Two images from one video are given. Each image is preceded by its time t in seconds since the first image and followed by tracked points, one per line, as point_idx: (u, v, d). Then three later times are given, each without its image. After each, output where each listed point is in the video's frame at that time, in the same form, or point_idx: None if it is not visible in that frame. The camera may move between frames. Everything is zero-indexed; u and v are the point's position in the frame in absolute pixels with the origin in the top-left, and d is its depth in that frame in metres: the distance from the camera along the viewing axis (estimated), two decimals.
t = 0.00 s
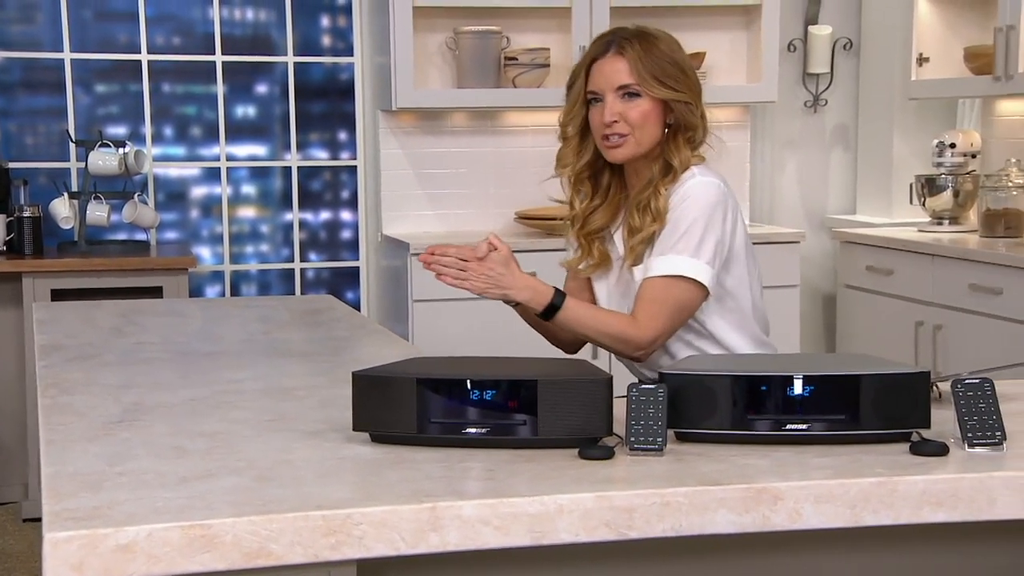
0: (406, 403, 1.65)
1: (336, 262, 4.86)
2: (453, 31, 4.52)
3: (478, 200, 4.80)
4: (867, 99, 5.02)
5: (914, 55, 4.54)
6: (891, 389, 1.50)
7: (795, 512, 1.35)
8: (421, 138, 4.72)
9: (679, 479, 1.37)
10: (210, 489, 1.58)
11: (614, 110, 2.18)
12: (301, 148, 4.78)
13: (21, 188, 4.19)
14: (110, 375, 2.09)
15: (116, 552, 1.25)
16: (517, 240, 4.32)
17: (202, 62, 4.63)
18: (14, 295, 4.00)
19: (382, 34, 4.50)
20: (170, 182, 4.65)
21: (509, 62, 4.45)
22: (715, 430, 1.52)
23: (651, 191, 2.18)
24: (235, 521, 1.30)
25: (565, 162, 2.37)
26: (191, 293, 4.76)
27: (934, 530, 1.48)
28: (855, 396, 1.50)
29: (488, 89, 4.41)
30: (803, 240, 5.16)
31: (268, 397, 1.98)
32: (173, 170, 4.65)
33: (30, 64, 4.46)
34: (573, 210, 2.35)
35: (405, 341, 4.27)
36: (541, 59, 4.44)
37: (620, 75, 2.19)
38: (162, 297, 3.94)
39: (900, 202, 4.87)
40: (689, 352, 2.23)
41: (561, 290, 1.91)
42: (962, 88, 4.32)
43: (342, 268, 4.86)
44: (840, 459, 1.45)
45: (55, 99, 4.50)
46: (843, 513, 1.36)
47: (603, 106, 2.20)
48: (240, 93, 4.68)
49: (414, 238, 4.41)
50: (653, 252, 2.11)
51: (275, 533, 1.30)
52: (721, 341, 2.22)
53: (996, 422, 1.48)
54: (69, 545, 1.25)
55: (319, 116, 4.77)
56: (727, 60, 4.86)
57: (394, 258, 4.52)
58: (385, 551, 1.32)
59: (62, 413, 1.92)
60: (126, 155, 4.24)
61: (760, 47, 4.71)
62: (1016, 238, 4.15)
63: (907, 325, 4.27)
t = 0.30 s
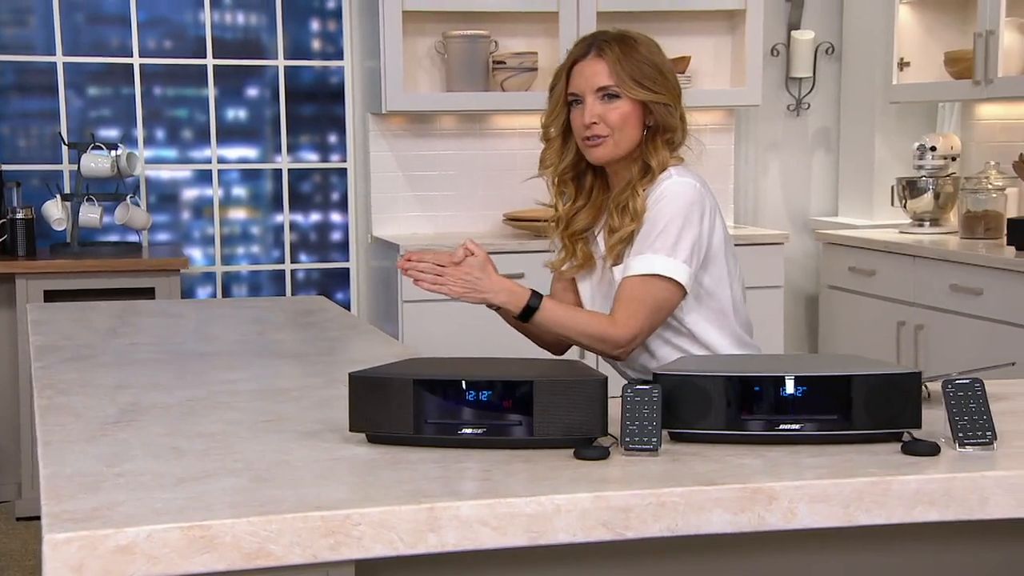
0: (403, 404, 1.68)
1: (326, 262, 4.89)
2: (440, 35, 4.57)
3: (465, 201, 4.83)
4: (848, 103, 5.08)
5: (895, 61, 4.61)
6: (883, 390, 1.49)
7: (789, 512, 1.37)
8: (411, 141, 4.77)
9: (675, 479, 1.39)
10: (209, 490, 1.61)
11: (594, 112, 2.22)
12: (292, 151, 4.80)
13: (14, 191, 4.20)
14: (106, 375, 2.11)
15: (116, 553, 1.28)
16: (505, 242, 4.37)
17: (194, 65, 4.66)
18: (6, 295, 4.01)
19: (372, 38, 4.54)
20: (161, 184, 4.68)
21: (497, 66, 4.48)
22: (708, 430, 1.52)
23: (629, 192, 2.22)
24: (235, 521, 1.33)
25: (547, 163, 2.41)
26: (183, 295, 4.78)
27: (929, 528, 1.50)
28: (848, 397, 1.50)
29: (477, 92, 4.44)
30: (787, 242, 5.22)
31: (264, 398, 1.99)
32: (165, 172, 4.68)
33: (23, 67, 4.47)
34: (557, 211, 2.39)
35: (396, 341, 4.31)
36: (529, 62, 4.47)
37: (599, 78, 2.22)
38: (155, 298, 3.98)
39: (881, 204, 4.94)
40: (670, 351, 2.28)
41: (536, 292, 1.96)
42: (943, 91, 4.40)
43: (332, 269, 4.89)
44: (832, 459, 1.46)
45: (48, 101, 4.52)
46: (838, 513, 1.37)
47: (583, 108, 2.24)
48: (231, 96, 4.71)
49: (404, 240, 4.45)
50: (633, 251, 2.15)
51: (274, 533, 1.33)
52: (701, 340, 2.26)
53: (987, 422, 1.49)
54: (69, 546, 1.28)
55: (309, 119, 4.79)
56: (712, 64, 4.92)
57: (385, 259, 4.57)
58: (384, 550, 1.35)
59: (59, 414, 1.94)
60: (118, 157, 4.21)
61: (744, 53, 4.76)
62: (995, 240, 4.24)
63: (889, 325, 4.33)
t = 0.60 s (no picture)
0: (402, 404, 1.71)
1: (318, 263, 4.95)
2: (431, 38, 4.64)
3: (454, 204, 4.88)
4: (833, 106, 5.15)
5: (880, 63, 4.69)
6: (879, 391, 1.50)
7: (788, 512, 1.37)
8: (403, 143, 4.82)
9: (674, 480, 1.41)
10: (209, 491, 1.63)
11: (575, 116, 2.27)
12: (283, 153, 4.86)
13: (8, 194, 4.21)
14: (103, 376, 2.12)
15: (118, 554, 1.29)
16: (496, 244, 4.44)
17: (185, 68, 4.71)
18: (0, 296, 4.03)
19: (364, 41, 4.60)
20: (154, 186, 4.73)
21: (488, 69, 4.55)
22: (705, 431, 1.52)
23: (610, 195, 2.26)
24: (235, 522, 1.34)
25: (532, 167, 2.46)
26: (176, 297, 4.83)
27: (927, 529, 1.51)
28: (844, 397, 1.50)
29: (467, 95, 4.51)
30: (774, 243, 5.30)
31: (261, 398, 2.00)
32: (158, 174, 4.72)
33: (15, 70, 4.50)
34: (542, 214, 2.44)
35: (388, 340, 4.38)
36: (519, 66, 4.54)
37: (580, 82, 2.27)
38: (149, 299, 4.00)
39: (865, 207, 5.00)
40: (655, 351, 2.30)
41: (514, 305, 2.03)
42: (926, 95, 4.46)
43: (324, 270, 4.95)
44: (829, 459, 1.46)
45: (40, 103, 4.54)
46: (835, 512, 1.38)
47: (565, 112, 2.28)
48: (223, 99, 4.77)
49: (396, 240, 4.51)
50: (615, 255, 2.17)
51: (275, 534, 1.34)
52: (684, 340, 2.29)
53: (982, 421, 1.50)
54: (70, 547, 1.29)
55: (301, 121, 4.85)
56: (699, 68, 5.00)
57: (376, 259, 4.62)
58: (384, 551, 1.37)
59: (58, 415, 1.94)
60: (112, 159, 4.28)
61: (731, 57, 4.83)
62: (978, 240, 4.29)
63: (874, 325, 4.39)
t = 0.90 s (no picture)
0: (401, 404, 1.73)
1: (309, 264, 5.21)
2: (423, 41, 4.86)
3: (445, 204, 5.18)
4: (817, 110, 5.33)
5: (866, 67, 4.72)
6: (876, 391, 1.50)
7: (787, 512, 1.37)
8: (393, 144, 5.09)
9: (673, 480, 1.41)
10: (208, 492, 1.64)
11: (547, 129, 2.30)
12: (275, 154, 5.13)
13: (3, 194, 4.35)
14: (101, 376, 2.12)
15: (119, 555, 1.29)
16: (486, 244, 4.65)
17: (177, 71, 4.96)
18: None
19: (357, 45, 4.82)
20: (146, 187, 4.98)
21: (478, 72, 4.78)
22: (702, 431, 1.52)
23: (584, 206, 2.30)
24: (237, 524, 1.34)
25: (510, 178, 2.50)
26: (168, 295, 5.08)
27: (926, 529, 1.51)
28: (841, 397, 1.50)
29: (457, 97, 4.74)
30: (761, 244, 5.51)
31: (258, 399, 2.01)
32: (150, 176, 4.98)
33: (10, 73, 4.76)
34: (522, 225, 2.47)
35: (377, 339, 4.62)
36: (508, 68, 4.77)
37: (550, 95, 2.30)
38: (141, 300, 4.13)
39: (850, 207, 5.15)
40: (642, 355, 2.35)
41: (498, 343, 2.10)
42: (911, 97, 4.53)
43: (315, 270, 5.21)
44: (826, 459, 1.45)
45: (33, 106, 4.80)
46: (833, 512, 1.38)
47: (537, 124, 2.32)
48: (216, 101, 5.02)
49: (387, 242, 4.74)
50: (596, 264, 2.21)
51: (276, 535, 1.34)
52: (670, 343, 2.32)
53: (977, 421, 1.49)
54: (72, 548, 1.29)
55: (292, 123, 5.11)
56: (687, 70, 5.22)
57: (367, 260, 4.84)
58: (385, 552, 1.37)
59: (56, 415, 1.94)
60: (105, 161, 4.48)
61: (720, 60, 5.02)
62: (963, 242, 4.34)
63: (862, 324, 4.43)
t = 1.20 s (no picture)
0: (398, 405, 1.74)
1: (299, 265, 5.28)
2: (412, 44, 4.91)
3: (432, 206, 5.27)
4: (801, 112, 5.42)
5: (848, 70, 4.82)
6: (872, 391, 1.51)
7: (785, 512, 1.38)
8: (383, 146, 5.18)
9: (672, 481, 1.42)
10: (206, 493, 1.63)
11: (527, 134, 2.32)
12: (265, 156, 5.20)
13: None
14: (96, 377, 2.12)
15: (119, 557, 1.29)
16: (475, 245, 4.71)
17: (168, 73, 5.03)
18: None
19: (347, 48, 4.87)
20: (137, 189, 5.04)
21: (467, 75, 4.84)
22: (700, 431, 1.53)
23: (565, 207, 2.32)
24: (237, 525, 1.34)
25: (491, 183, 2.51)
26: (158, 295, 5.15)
27: (929, 530, 1.50)
28: (837, 397, 1.51)
29: (447, 99, 4.80)
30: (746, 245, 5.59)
31: (254, 400, 2.01)
32: (141, 176, 5.04)
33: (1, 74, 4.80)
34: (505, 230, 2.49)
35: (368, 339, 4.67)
36: (497, 71, 4.83)
37: (529, 100, 2.32)
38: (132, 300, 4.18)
39: (834, 208, 5.22)
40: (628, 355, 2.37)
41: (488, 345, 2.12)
42: (894, 100, 4.58)
43: (305, 271, 5.28)
44: (823, 459, 1.46)
45: (23, 107, 4.85)
46: (831, 512, 1.39)
47: (517, 129, 2.34)
48: (206, 103, 5.08)
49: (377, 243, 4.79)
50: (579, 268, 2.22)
51: (277, 536, 1.34)
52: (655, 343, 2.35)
53: (971, 421, 1.50)
54: (72, 550, 1.29)
55: (282, 125, 5.19)
56: (674, 72, 5.28)
57: (358, 261, 4.90)
58: (385, 553, 1.37)
59: (51, 416, 1.93)
60: (95, 162, 4.52)
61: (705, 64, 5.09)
62: (947, 243, 4.39)
63: (846, 323, 4.48)
